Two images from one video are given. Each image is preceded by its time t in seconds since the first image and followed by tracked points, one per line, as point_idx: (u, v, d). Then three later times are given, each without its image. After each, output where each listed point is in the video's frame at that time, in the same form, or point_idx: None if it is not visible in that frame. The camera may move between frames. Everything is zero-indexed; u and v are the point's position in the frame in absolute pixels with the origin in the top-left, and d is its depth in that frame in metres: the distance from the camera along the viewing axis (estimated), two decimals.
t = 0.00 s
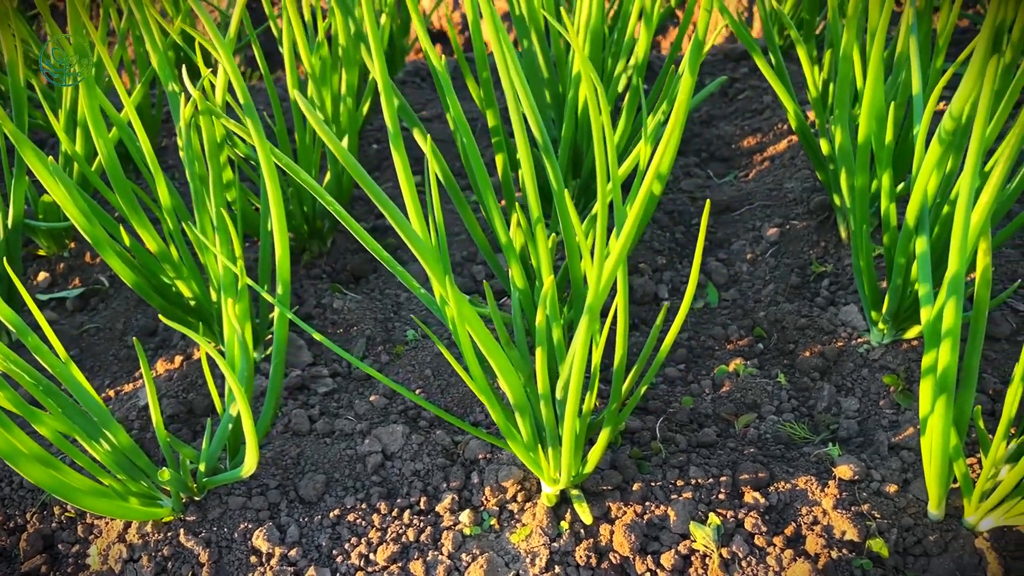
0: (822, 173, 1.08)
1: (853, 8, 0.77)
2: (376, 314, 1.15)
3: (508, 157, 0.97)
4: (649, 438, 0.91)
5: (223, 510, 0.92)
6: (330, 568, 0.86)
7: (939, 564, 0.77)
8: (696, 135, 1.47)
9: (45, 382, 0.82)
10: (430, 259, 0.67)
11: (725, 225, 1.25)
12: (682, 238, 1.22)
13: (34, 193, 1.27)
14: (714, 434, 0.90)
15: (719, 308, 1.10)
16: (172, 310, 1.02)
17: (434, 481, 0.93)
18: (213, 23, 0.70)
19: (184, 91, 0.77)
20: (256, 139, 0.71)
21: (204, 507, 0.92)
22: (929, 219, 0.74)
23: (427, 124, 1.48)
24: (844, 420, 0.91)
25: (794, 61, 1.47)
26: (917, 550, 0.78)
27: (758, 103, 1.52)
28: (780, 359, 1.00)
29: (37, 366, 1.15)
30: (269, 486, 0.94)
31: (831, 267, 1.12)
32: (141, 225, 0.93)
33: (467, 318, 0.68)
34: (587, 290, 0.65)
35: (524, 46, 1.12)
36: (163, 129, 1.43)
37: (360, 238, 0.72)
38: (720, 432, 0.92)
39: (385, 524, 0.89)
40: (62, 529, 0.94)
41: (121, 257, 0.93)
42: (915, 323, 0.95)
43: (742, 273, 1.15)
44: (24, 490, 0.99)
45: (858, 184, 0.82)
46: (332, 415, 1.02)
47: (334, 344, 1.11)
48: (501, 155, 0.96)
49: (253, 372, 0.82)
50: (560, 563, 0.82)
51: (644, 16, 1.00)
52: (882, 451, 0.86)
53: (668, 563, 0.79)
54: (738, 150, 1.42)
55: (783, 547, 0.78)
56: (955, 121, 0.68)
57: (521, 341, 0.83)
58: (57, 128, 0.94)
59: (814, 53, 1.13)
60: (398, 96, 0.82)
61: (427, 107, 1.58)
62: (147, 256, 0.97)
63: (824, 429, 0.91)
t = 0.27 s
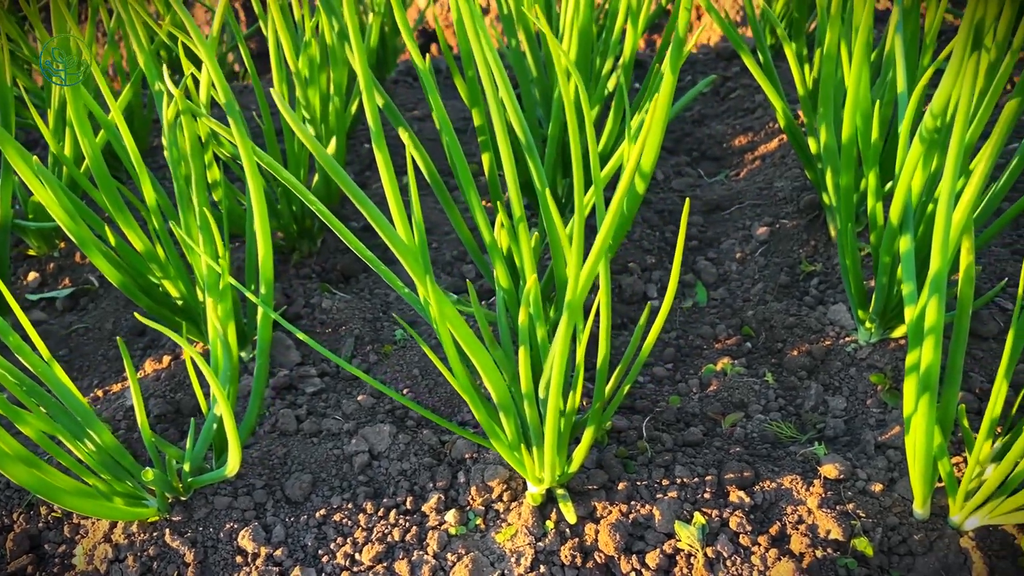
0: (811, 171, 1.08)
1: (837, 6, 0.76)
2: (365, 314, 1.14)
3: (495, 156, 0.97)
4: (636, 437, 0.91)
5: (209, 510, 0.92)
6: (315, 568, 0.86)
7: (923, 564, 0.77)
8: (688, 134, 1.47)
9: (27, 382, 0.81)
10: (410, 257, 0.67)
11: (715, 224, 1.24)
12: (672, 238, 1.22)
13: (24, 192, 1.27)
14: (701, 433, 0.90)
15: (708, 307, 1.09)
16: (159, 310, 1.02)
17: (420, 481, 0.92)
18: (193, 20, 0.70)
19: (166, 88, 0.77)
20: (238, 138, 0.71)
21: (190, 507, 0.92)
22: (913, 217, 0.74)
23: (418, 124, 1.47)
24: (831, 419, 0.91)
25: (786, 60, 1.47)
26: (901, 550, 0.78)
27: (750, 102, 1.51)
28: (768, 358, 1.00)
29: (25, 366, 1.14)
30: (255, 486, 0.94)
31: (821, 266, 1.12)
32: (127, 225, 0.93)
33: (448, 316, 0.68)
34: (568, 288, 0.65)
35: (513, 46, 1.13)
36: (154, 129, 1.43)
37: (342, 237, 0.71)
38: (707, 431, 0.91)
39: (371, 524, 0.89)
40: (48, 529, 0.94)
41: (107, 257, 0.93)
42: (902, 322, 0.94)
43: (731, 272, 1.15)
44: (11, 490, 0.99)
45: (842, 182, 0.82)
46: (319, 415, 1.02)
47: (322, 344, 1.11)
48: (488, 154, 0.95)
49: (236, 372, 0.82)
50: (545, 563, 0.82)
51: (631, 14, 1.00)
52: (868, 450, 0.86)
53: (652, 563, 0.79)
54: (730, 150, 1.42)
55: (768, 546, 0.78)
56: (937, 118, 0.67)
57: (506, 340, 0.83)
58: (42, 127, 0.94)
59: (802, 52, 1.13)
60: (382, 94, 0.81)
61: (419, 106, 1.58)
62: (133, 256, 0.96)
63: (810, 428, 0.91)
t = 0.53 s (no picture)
0: (800, 170, 1.08)
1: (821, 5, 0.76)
2: (354, 313, 1.14)
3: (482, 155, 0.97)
4: (622, 436, 0.91)
5: (196, 509, 0.92)
6: (301, 567, 0.86)
7: (908, 562, 0.77)
8: (680, 133, 1.47)
9: (12, 381, 0.81)
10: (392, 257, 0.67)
11: (705, 223, 1.24)
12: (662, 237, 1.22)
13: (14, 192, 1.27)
14: (687, 432, 0.90)
15: (697, 306, 1.10)
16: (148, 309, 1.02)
17: (407, 479, 0.92)
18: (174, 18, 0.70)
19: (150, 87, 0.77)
20: (221, 137, 0.71)
21: (177, 506, 0.92)
22: (897, 215, 0.74)
23: (410, 123, 1.47)
24: (818, 418, 0.91)
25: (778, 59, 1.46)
26: (886, 548, 0.78)
27: (742, 102, 1.50)
28: (756, 357, 1.00)
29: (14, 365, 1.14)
30: (243, 485, 0.94)
31: (810, 265, 1.12)
32: (114, 224, 0.93)
33: (431, 315, 0.68)
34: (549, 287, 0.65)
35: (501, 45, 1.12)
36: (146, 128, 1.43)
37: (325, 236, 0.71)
38: (694, 429, 0.91)
39: (357, 522, 0.89)
40: (36, 529, 0.94)
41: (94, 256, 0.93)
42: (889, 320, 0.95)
43: (721, 271, 1.15)
44: None
45: (828, 181, 0.82)
46: (308, 414, 1.02)
47: (311, 343, 1.11)
48: (475, 152, 0.95)
49: (221, 371, 0.82)
50: (530, 562, 0.82)
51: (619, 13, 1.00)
52: (855, 448, 0.86)
53: (638, 561, 0.79)
54: (721, 149, 1.42)
55: (752, 544, 0.78)
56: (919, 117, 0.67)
57: (491, 339, 0.83)
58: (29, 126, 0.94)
59: (791, 51, 1.13)
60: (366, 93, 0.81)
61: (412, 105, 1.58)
62: (120, 255, 0.96)
63: (797, 427, 0.91)
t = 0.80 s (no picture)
0: (791, 169, 1.08)
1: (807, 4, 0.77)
2: (346, 312, 1.14)
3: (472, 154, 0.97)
4: (611, 434, 0.91)
5: (186, 508, 0.92)
6: (290, 565, 0.86)
7: (895, 560, 0.77)
8: (673, 133, 1.47)
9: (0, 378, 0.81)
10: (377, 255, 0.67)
11: (697, 222, 1.25)
12: (654, 236, 1.22)
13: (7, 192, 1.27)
14: (676, 430, 0.90)
15: (687, 305, 1.10)
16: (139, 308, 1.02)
17: (397, 478, 0.93)
18: (159, 16, 0.70)
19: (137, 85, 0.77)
20: (207, 136, 0.71)
21: (167, 505, 0.92)
22: (883, 213, 0.74)
23: (404, 123, 1.47)
24: (807, 416, 0.91)
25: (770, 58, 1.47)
26: (873, 546, 0.78)
27: (735, 100, 1.51)
28: (746, 355, 1.00)
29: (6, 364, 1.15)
30: (233, 483, 0.94)
31: (801, 264, 1.12)
32: (105, 223, 0.93)
33: (417, 312, 0.68)
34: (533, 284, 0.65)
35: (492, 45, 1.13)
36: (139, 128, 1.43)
37: (312, 234, 0.72)
38: (682, 428, 0.92)
39: (347, 521, 0.89)
40: (27, 527, 0.94)
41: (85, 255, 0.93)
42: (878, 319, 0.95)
43: (712, 270, 1.15)
44: None
45: (815, 179, 0.82)
46: (298, 413, 1.02)
47: (303, 342, 1.11)
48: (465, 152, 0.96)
49: (210, 369, 0.82)
50: (518, 560, 0.82)
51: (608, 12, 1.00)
52: (843, 447, 0.86)
53: (625, 559, 0.79)
54: (714, 148, 1.42)
55: (739, 543, 0.79)
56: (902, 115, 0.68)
57: (479, 337, 0.83)
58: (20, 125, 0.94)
59: (782, 51, 1.13)
60: (354, 92, 0.81)
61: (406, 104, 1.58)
62: (111, 254, 0.96)
63: (786, 425, 0.91)
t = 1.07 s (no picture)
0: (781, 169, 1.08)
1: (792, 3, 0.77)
2: (337, 311, 1.15)
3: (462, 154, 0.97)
4: (599, 433, 0.91)
5: (175, 506, 0.92)
6: (278, 563, 0.86)
7: (880, 558, 0.77)
8: (665, 133, 1.48)
9: None
10: (359, 252, 0.67)
11: (688, 222, 1.25)
12: (645, 235, 1.22)
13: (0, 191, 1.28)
14: (663, 429, 0.91)
15: (677, 304, 1.10)
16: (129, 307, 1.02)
17: (386, 476, 0.93)
18: (145, 15, 0.70)
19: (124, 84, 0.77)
20: (194, 135, 0.71)
21: (156, 503, 0.92)
22: (868, 212, 0.74)
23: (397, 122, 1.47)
24: (794, 415, 0.91)
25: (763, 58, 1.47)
26: (858, 543, 0.78)
27: (729, 99, 1.51)
28: (734, 354, 1.00)
29: None
30: (222, 482, 0.94)
31: (791, 263, 1.12)
32: (94, 222, 0.93)
33: (401, 310, 0.68)
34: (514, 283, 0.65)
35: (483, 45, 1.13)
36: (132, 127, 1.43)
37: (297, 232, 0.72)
38: (670, 426, 0.92)
39: (335, 519, 0.89)
40: (17, 525, 0.94)
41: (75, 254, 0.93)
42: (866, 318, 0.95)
43: (702, 269, 1.15)
44: None
45: (801, 178, 0.82)
46: (288, 411, 1.02)
47: (293, 340, 1.11)
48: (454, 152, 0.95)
49: (197, 367, 0.82)
50: (505, 558, 0.82)
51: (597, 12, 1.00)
52: (830, 445, 0.87)
53: (611, 557, 0.80)
54: (706, 147, 1.42)
55: (725, 540, 0.79)
56: (884, 113, 0.68)
57: (466, 336, 0.83)
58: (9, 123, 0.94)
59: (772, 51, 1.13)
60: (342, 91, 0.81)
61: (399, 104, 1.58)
62: (101, 253, 0.96)
63: (773, 424, 0.91)
